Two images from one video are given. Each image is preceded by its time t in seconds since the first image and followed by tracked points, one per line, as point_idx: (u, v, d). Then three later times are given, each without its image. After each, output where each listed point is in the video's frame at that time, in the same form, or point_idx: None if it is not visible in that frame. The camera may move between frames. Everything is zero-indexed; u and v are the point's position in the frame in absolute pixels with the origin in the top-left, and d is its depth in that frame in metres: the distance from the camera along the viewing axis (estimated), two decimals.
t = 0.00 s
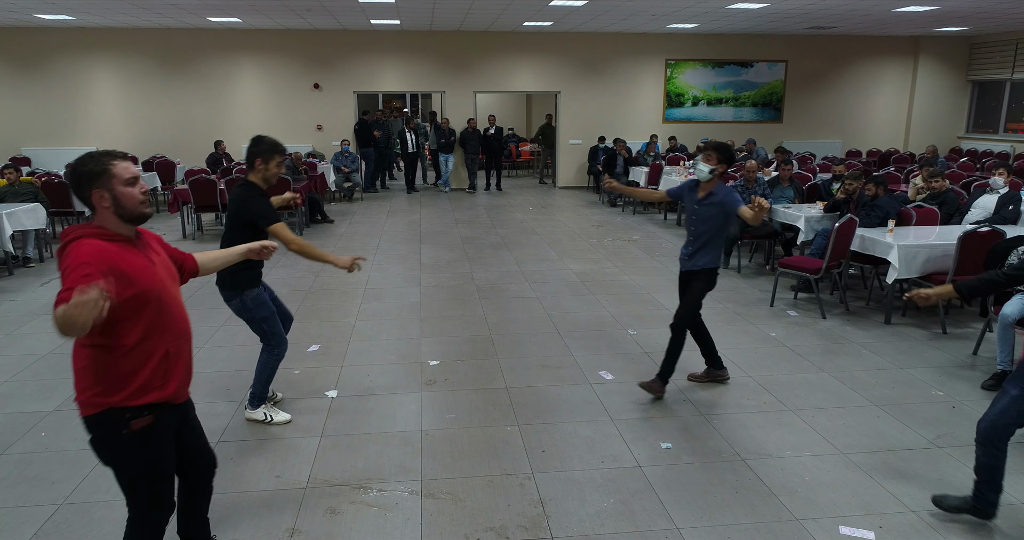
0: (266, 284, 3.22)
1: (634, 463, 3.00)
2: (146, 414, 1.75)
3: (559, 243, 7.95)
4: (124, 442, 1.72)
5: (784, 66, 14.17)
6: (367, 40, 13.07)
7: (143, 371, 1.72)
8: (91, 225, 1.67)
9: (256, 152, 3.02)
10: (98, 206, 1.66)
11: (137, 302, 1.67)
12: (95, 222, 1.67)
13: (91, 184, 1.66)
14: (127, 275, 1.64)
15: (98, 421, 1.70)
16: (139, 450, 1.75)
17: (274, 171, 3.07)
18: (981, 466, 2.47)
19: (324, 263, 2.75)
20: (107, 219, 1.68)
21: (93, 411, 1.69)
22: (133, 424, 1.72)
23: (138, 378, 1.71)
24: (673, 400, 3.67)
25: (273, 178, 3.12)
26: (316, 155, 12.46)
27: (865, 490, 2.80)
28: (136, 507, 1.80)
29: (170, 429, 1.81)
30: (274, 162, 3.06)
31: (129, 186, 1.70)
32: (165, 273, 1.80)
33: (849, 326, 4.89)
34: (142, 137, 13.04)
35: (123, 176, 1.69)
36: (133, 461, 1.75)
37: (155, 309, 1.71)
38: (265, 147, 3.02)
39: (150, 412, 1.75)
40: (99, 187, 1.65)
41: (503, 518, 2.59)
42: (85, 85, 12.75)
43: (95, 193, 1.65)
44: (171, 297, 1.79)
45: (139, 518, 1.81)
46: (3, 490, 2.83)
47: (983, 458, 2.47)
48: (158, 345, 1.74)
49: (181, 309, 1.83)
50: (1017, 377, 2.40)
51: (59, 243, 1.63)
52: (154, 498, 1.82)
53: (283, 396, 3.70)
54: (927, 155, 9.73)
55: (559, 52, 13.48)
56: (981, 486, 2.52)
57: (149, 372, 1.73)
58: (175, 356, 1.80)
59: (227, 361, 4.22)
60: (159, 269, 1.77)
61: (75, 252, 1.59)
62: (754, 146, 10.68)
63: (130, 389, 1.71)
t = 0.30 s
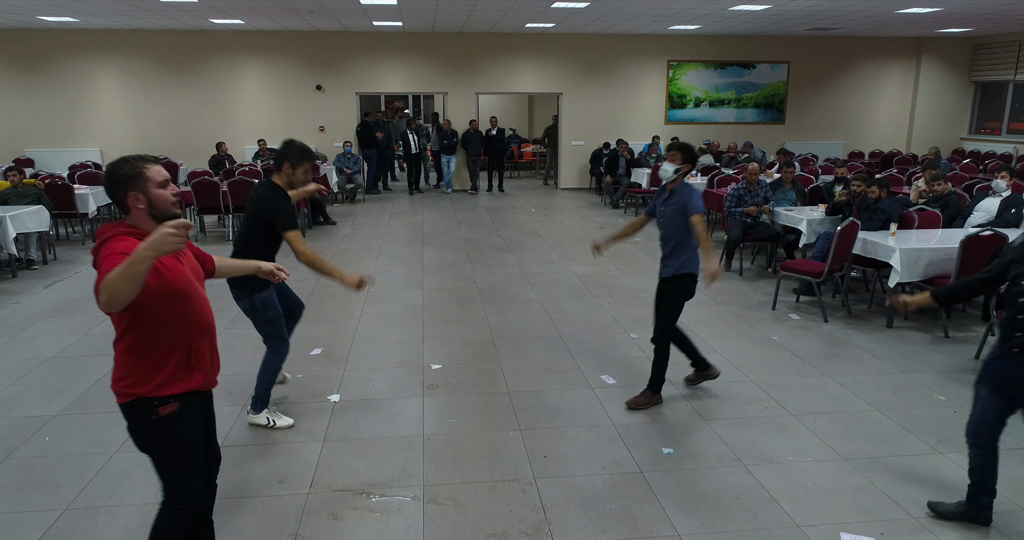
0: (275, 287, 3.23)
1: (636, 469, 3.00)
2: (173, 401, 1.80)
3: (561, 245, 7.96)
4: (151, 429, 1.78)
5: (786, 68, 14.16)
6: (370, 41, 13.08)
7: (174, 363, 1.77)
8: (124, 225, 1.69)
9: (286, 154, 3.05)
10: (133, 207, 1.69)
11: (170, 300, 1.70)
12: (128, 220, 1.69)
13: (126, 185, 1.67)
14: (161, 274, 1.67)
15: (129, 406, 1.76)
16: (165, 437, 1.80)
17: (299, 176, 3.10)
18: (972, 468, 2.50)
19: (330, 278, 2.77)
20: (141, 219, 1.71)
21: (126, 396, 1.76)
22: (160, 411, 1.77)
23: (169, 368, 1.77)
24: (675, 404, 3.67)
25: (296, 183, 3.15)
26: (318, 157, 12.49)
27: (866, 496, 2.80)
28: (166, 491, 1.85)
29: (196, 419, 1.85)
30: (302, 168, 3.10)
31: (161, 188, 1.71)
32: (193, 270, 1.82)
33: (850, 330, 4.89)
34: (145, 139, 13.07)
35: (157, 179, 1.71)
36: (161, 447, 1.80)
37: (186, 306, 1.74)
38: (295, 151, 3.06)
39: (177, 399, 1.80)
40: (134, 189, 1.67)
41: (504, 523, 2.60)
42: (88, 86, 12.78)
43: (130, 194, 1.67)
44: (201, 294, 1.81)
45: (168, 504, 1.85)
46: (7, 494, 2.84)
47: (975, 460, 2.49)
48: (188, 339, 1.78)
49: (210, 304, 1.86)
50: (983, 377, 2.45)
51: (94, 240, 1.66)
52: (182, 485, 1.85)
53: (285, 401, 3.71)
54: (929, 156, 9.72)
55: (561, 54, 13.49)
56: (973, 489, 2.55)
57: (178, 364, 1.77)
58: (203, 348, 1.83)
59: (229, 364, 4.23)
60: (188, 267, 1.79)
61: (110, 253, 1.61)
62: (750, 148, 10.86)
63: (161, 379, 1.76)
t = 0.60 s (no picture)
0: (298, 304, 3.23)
1: (637, 482, 3.02)
2: (187, 416, 1.83)
3: (563, 251, 7.96)
4: (168, 445, 1.81)
5: (788, 71, 14.16)
6: (373, 45, 13.11)
7: (184, 382, 1.80)
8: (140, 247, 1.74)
9: (307, 180, 3.10)
10: (149, 230, 1.74)
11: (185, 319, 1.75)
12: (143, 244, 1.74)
13: (143, 210, 1.73)
14: (176, 295, 1.73)
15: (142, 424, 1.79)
16: (184, 452, 1.83)
17: (320, 201, 3.13)
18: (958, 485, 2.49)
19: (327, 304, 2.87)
20: (158, 242, 1.75)
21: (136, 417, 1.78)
22: (174, 426, 1.81)
23: (180, 388, 1.80)
24: (676, 415, 3.69)
25: (319, 209, 3.19)
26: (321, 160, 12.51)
27: (866, 510, 2.80)
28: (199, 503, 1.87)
29: (213, 434, 1.87)
30: (321, 191, 3.12)
31: (177, 211, 1.77)
32: (204, 290, 1.88)
33: (852, 338, 4.90)
34: (148, 143, 13.11)
35: (172, 203, 1.76)
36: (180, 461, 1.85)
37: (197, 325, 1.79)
38: (316, 176, 3.11)
39: (190, 416, 1.83)
40: (152, 215, 1.73)
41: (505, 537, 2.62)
42: (91, 90, 12.81)
43: (148, 218, 1.73)
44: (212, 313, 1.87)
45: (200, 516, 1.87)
46: (12, 507, 2.86)
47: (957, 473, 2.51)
48: (197, 360, 1.82)
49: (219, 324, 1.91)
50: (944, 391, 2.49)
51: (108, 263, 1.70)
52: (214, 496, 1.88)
53: (287, 411, 3.73)
54: (932, 161, 9.71)
55: (563, 57, 13.51)
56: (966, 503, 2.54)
57: (189, 383, 1.81)
58: (212, 367, 1.88)
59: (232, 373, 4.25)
60: (199, 288, 1.85)
61: (128, 273, 1.66)
62: (751, 152, 10.97)
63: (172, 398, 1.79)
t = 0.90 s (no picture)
0: (326, 309, 3.20)
1: (637, 496, 3.03)
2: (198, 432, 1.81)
3: (565, 257, 7.97)
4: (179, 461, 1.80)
5: (790, 74, 14.16)
6: (375, 49, 13.15)
7: (197, 396, 1.79)
8: (148, 264, 1.72)
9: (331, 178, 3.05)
10: (155, 248, 1.71)
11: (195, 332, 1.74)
12: (150, 261, 1.72)
13: (149, 228, 1.70)
14: (186, 312, 1.71)
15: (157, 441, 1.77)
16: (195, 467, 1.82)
17: (346, 199, 3.09)
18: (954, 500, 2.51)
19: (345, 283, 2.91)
20: (164, 260, 1.73)
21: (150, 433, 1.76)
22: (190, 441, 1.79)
23: (191, 403, 1.78)
24: (677, 427, 3.70)
25: (347, 210, 3.16)
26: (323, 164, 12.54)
27: (866, 525, 2.81)
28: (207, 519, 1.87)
29: (223, 447, 1.86)
30: (345, 189, 3.07)
31: (182, 227, 1.74)
32: (213, 303, 1.86)
33: (853, 347, 4.91)
34: (151, 147, 13.15)
35: (177, 219, 1.74)
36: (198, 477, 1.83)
37: (208, 339, 1.78)
38: (339, 173, 3.06)
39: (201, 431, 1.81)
40: (159, 233, 1.70)
41: None
42: (94, 94, 12.86)
43: (156, 236, 1.70)
44: (221, 326, 1.85)
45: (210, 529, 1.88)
46: (17, 521, 2.89)
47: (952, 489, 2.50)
48: (211, 373, 1.81)
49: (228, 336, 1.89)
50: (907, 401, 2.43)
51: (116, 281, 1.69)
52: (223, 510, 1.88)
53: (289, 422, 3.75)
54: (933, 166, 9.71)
55: (565, 61, 13.52)
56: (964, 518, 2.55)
57: (203, 396, 1.80)
58: (226, 379, 1.86)
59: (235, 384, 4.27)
60: (209, 302, 1.83)
61: (137, 291, 1.64)
62: (752, 157, 10.98)
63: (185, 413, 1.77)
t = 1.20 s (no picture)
0: (337, 325, 3.21)
1: (638, 508, 3.04)
2: (205, 458, 1.80)
3: (567, 262, 7.99)
4: (188, 487, 1.80)
5: (791, 78, 14.15)
6: (377, 53, 13.17)
7: (201, 426, 1.77)
8: (152, 294, 1.71)
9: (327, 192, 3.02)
10: (160, 278, 1.71)
11: (196, 364, 1.72)
12: (155, 291, 1.72)
13: (155, 259, 1.70)
14: (186, 344, 1.69)
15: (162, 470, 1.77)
16: (203, 493, 1.81)
17: (341, 213, 3.02)
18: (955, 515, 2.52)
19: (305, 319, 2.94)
20: (169, 290, 1.71)
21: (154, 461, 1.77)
22: (194, 468, 1.79)
23: (198, 432, 1.77)
24: (678, 438, 3.70)
25: (346, 224, 3.10)
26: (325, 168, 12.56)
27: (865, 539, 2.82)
28: None
29: (230, 474, 1.85)
30: (340, 202, 3.00)
31: (187, 258, 1.73)
32: (219, 332, 1.84)
33: (854, 356, 4.91)
34: (153, 150, 13.19)
35: (182, 250, 1.73)
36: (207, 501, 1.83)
37: (212, 369, 1.75)
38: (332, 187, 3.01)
39: (208, 458, 1.80)
40: (161, 264, 1.70)
41: None
42: (96, 98, 12.89)
43: (160, 266, 1.70)
44: (227, 354, 1.83)
45: None
46: (20, 533, 2.91)
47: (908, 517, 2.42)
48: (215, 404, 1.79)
49: (236, 363, 1.87)
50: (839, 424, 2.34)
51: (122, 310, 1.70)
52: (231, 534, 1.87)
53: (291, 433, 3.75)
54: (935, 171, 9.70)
55: (566, 65, 13.53)
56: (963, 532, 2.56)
57: (206, 426, 1.78)
58: (232, 409, 1.84)
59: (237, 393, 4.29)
60: (215, 331, 1.81)
61: (136, 323, 1.65)
62: (754, 161, 10.99)
63: (188, 442, 1.76)
